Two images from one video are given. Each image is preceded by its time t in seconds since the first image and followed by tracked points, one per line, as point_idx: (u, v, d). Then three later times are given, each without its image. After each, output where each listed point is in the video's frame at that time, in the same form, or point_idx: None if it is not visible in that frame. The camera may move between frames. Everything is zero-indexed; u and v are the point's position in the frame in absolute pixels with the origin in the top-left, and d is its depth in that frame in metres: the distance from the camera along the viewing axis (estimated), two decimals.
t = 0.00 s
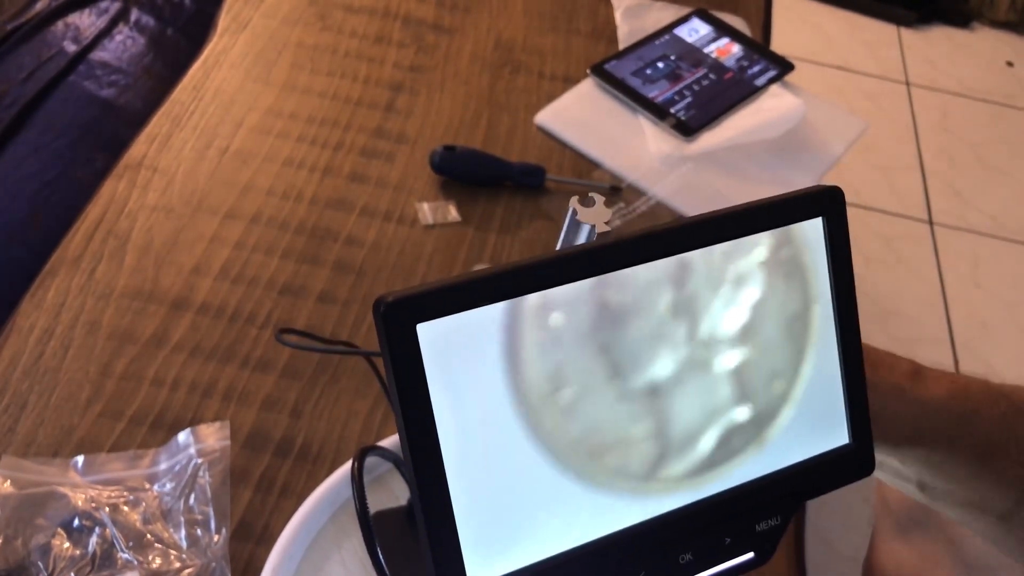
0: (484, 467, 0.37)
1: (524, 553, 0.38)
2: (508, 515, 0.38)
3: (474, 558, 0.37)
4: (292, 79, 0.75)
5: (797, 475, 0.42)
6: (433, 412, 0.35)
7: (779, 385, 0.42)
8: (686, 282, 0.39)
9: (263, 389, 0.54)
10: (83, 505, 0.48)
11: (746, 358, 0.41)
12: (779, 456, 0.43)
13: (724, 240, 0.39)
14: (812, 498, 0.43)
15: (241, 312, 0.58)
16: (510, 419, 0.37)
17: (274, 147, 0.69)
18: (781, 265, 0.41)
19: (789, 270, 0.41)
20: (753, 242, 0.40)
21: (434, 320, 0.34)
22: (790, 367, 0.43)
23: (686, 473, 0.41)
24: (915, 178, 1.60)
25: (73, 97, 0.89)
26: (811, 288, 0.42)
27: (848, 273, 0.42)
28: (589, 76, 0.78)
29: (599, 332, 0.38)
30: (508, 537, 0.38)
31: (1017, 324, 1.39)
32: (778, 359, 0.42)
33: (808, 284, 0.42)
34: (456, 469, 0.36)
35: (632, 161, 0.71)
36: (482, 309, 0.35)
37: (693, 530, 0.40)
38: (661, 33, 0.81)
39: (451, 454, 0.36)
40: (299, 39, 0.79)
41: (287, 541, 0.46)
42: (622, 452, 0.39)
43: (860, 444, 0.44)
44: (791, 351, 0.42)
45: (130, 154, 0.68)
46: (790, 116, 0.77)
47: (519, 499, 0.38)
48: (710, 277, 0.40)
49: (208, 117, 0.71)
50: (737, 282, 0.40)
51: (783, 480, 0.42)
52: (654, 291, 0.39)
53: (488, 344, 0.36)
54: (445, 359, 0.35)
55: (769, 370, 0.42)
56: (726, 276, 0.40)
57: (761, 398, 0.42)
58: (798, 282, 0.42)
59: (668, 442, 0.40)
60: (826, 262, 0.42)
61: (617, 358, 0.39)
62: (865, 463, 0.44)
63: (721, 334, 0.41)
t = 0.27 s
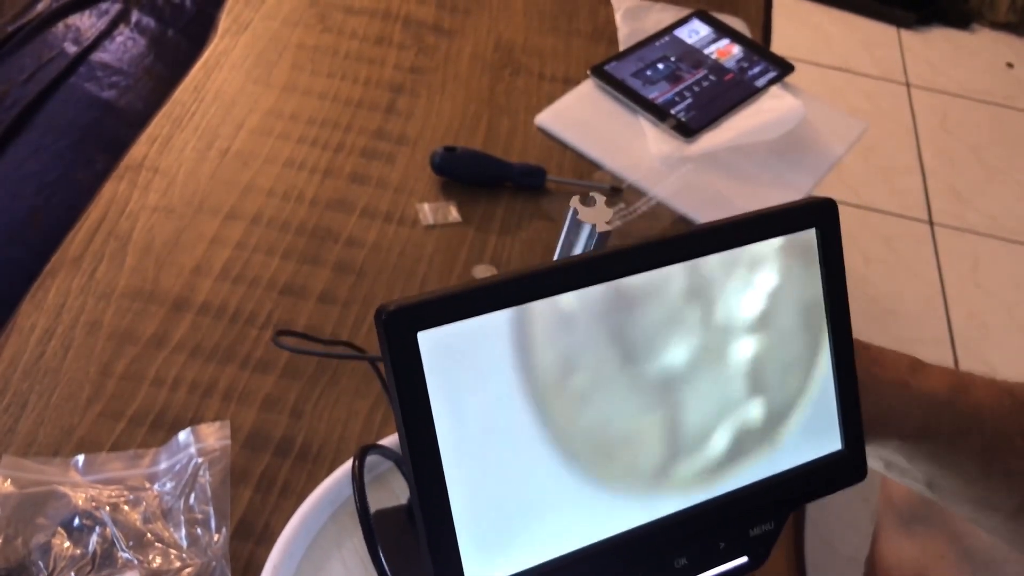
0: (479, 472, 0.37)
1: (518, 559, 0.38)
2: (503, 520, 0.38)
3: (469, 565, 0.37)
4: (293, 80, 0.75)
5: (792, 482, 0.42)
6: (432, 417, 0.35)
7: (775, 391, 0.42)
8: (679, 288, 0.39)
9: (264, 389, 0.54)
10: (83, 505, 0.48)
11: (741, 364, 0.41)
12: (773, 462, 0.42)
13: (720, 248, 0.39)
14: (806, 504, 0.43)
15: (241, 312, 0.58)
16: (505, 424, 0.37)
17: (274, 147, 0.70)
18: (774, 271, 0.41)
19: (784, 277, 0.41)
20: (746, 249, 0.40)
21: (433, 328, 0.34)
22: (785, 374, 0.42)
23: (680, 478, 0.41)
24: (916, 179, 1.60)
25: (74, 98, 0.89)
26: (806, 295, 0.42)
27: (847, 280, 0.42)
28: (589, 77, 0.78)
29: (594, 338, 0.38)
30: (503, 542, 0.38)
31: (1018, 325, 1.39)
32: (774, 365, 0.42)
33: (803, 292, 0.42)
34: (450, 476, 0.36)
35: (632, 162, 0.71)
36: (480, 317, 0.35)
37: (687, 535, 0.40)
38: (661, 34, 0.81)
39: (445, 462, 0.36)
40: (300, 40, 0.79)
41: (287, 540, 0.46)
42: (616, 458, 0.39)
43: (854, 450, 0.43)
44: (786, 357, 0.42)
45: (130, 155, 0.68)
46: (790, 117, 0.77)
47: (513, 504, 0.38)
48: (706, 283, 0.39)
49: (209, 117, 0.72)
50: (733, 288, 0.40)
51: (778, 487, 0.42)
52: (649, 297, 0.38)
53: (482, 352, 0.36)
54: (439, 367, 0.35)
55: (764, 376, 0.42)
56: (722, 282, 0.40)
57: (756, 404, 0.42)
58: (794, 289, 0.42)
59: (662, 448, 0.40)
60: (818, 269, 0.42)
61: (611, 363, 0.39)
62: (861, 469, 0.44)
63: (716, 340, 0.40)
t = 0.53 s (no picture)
0: (480, 473, 0.37)
1: (519, 560, 0.38)
2: (503, 522, 0.38)
3: (470, 566, 0.37)
4: (292, 79, 0.75)
5: (791, 483, 0.42)
6: (433, 418, 0.35)
7: (775, 393, 0.42)
8: (679, 292, 0.39)
9: (264, 389, 0.54)
10: (83, 505, 0.48)
11: (742, 366, 0.41)
12: (772, 463, 0.42)
13: (721, 250, 0.39)
14: (806, 506, 0.43)
15: (241, 312, 0.58)
16: (506, 426, 0.37)
17: (274, 147, 0.70)
18: (773, 274, 0.41)
19: (785, 279, 0.41)
20: (745, 252, 0.40)
21: (435, 330, 0.34)
22: (785, 375, 0.42)
23: (681, 480, 0.41)
24: (915, 178, 1.60)
25: (74, 97, 0.89)
26: (806, 297, 0.42)
27: (848, 281, 0.42)
28: (589, 76, 0.78)
29: (595, 340, 0.38)
30: (503, 543, 0.38)
31: (1016, 324, 1.39)
32: (775, 367, 0.42)
33: (802, 294, 0.42)
34: (452, 479, 0.36)
35: (631, 161, 0.71)
36: (482, 319, 0.35)
37: (687, 537, 0.40)
38: (660, 33, 0.81)
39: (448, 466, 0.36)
40: (299, 39, 0.79)
41: (288, 540, 0.46)
42: (617, 460, 0.39)
43: (852, 451, 0.44)
44: (786, 359, 0.42)
45: (130, 154, 0.68)
46: (790, 116, 0.78)
47: (513, 506, 0.38)
48: (707, 285, 0.39)
49: (208, 117, 0.71)
50: (734, 290, 0.40)
51: (777, 488, 0.42)
52: (650, 299, 0.38)
53: (483, 356, 0.36)
54: (441, 371, 0.35)
55: (765, 378, 0.42)
56: (722, 284, 0.40)
57: (756, 406, 0.42)
58: (793, 291, 0.42)
59: (664, 450, 0.40)
60: (816, 272, 0.42)
61: (612, 365, 0.39)
62: (859, 470, 0.44)
63: (717, 341, 0.41)
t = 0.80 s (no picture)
0: (475, 478, 0.37)
1: (511, 565, 0.38)
2: (497, 526, 0.38)
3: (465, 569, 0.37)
4: (293, 80, 0.75)
5: (783, 492, 0.42)
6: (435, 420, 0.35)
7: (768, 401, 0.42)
8: (676, 300, 0.39)
9: (264, 389, 0.54)
10: (83, 504, 0.48)
11: (735, 374, 0.41)
12: (765, 472, 0.42)
13: (720, 261, 0.39)
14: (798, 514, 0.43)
15: (241, 312, 0.58)
16: (501, 432, 0.37)
17: (274, 147, 0.70)
18: (771, 283, 0.41)
19: (779, 288, 0.41)
20: (744, 261, 0.40)
21: (439, 339, 0.35)
22: (779, 383, 0.42)
23: (672, 487, 0.41)
24: (916, 179, 1.60)
25: (74, 97, 0.89)
26: (800, 306, 0.42)
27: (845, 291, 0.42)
28: (589, 77, 0.78)
29: (589, 347, 0.38)
30: (496, 548, 0.38)
31: (1018, 325, 1.39)
32: (768, 374, 0.42)
33: (797, 303, 0.42)
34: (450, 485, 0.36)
35: (631, 161, 0.71)
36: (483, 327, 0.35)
37: (680, 544, 0.40)
38: (661, 34, 0.81)
39: (446, 473, 0.36)
40: (300, 40, 0.79)
41: (289, 539, 0.46)
42: (606, 466, 0.40)
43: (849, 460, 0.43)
44: (779, 367, 0.42)
45: (131, 155, 0.68)
46: (790, 116, 0.77)
47: (506, 511, 0.38)
48: (702, 293, 0.39)
49: (209, 117, 0.72)
50: (729, 298, 0.40)
51: (770, 497, 0.42)
52: (645, 306, 0.39)
53: (481, 362, 0.36)
54: (439, 377, 0.35)
55: (759, 386, 0.42)
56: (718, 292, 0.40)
57: (750, 413, 0.42)
58: (788, 300, 0.42)
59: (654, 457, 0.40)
60: (815, 280, 0.42)
61: (603, 372, 0.39)
62: (853, 480, 0.44)
63: (711, 349, 0.41)
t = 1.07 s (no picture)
0: (475, 480, 0.37)
1: (511, 565, 0.38)
2: (497, 528, 0.38)
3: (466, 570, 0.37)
4: (293, 79, 0.75)
5: (781, 491, 0.42)
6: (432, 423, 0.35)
7: (766, 401, 0.42)
8: (674, 301, 0.39)
9: (264, 390, 0.54)
10: (83, 506, 0.48)
11: (733, 374, 0.41)
12: (763, 471, 0.42)
13: (717, 262, 0.39)
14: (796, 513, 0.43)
15: (241, 312, 0.58)
16: (500, 434, 0.37)
17: (274, 147, 0.70)
18: (769, 284, 0.41)
19: (777, 288, 0.41)
20: (743, 262, 0.40)
21: (436, 343, 0.35)
22: (777, 383, 0.42)
23: (671, 487, 0.41)
24: (915, 178, 1.60)
25: (73, 96, 0.89)
26: (798, 305, 0.42)
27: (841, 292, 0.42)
28: (589, 76, 0.78)
29: (587, 348, 0.38)
30: (496, 549, 0.38)
31: (1016, 324, 1.39)
32: (766, 374, 0.42)
33: (795, 303, 0.42)
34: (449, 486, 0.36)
35: (631, 161, 0.71)
36: (480, 331, 0.35)
37: (678, 544, 0.40)
38: (660, 33, 0.81)
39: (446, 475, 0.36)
40: (299, 39, 0.79)
41: (290, 539, 0.46)
42: (607, 467, 0.39)
43: (845, 462, 0.43)
44: (778, 367, 0.42)
45: (130, 154, 0.68)
46: (790, 117, 0.77)
47: (506, 512, 0.38)
48: (700, 294, 0.39)
49: (208, 117, 0.71)
50: (727, 300, 0.40)
51: (768, 497, 0.42)
52: (643, 308, 0.39)
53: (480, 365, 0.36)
54: (439, 378, 0.35)
55: (756, 386, 0.42)
56: (716, 294, 0.40)
57: (748, 413, 0.42)
58: (786, 300, 0.42)
59: (654, 457, 0.40)
60: (813, 282, 0.42)
61: (602, 373, 0.39)
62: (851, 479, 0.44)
63: (709, 349, 0.41)
